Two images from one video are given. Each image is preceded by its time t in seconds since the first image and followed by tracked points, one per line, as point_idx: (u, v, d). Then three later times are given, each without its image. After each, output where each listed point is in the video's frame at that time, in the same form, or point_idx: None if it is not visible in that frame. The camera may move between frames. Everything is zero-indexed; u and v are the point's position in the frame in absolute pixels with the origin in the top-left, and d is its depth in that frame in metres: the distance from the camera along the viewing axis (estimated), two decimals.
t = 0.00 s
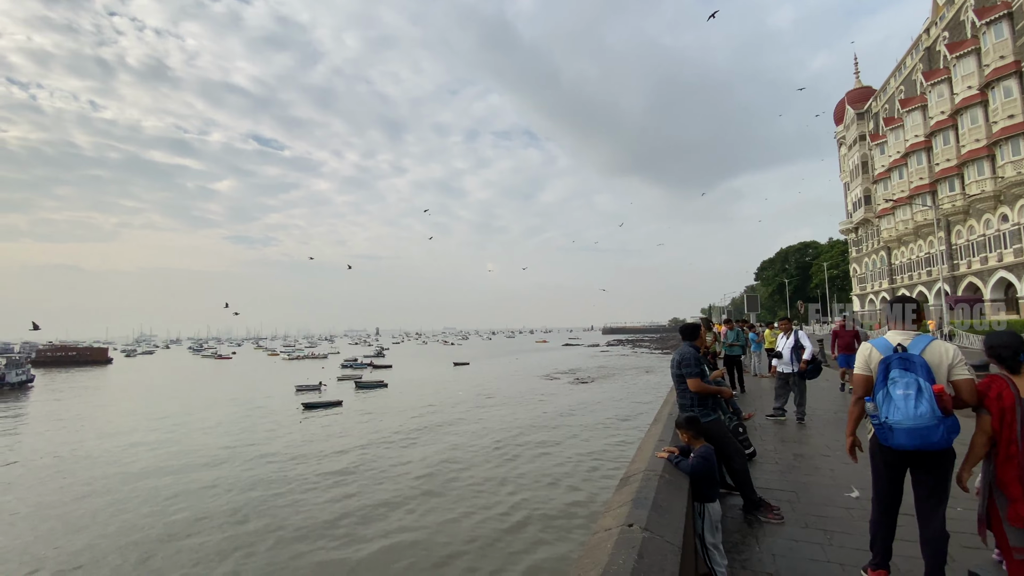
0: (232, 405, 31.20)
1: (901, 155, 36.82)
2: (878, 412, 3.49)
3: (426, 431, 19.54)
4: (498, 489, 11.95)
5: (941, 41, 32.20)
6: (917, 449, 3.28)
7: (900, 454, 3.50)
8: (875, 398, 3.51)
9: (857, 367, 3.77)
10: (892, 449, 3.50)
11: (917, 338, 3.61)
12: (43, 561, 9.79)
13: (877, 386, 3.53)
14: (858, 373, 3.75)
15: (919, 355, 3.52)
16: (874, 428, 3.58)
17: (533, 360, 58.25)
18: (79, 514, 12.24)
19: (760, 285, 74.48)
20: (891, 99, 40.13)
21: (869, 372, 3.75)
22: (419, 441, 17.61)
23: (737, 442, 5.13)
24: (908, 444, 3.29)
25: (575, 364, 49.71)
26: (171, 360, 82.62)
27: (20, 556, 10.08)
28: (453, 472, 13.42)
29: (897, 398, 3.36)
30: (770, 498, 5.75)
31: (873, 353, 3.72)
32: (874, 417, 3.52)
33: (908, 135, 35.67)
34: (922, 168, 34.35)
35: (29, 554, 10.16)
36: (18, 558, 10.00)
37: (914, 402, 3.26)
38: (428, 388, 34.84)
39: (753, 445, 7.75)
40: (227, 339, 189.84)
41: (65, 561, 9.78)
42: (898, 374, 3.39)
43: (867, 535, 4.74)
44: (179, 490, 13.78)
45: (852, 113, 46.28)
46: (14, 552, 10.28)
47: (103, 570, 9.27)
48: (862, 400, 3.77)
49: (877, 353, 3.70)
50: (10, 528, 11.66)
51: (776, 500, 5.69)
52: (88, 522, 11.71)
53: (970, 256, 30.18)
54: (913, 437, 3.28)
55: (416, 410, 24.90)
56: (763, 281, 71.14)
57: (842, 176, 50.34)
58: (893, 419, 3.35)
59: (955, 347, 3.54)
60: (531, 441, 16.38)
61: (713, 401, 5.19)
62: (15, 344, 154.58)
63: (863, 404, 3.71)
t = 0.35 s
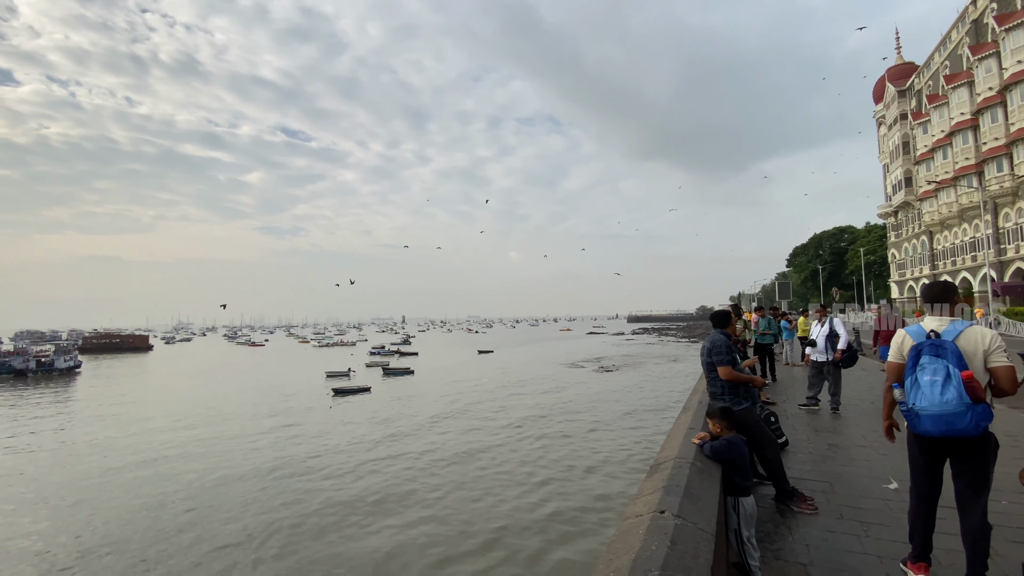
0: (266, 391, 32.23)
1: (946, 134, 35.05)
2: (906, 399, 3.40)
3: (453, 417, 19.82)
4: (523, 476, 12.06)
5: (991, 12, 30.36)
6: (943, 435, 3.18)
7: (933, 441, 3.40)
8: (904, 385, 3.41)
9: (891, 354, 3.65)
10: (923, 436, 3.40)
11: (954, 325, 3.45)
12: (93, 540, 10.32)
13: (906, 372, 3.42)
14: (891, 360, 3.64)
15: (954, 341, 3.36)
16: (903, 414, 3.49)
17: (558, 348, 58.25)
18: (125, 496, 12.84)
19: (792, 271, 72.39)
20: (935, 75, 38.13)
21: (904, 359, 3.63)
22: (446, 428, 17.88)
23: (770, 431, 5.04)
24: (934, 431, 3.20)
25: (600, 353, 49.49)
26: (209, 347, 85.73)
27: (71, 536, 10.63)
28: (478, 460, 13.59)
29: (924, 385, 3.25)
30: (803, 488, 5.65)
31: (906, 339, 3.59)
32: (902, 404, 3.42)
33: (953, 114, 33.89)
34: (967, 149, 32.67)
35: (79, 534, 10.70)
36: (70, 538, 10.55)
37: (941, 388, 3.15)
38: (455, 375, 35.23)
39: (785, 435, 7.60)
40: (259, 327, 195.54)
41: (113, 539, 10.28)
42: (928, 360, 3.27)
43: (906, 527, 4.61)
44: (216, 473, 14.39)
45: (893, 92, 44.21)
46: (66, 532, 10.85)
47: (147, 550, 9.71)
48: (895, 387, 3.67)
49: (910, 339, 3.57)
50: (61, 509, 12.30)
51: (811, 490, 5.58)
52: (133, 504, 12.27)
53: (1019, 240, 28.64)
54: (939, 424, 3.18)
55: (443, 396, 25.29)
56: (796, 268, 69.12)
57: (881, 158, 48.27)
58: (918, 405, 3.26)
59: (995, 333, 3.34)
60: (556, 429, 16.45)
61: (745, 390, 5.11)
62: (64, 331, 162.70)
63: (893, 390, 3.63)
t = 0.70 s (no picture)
0: (297, 378, 33.19)
1: (996, 113, 33.14)
2: (942, 388, 3.31)
3: (479, 406, 20.04)
4: (549, 466, 12.15)
5: None
6: (976, 425, 3.09)
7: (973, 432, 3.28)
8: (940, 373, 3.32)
9: (934, 343, 3.55)
10: (961, 427, 3.30)
11: (999, 313, 3.29)
12: (138, 517, 10.85)
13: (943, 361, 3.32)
14: (933, 348, 3.55)
15: (994, 329, 3.22)
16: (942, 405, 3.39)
17: (583, 337, 58.06)
18: (167, 477, 13.46)
19: (826, 259, 70.06)
20: (985, 50, 36.05)
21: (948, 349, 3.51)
22: (472, 416, 18.10)
23: (805, 422, 4.93)
24: (966, 420, 3.12)
25: (626, 342, 49.08)
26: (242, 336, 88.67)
27: (118, 513, 11.20)
28: (504, 449, 13.75)
29: (958, 373, 3.16)
30: (839, 480, 5.53)
31: (949, 328, 3.46)
32: (939, 393, 3.34)
33: (1004, 91, 32.01)
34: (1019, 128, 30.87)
35: (126, 511, 11.26)
36: (118, 514, 11.12)
37: (973, 376, 3.06)
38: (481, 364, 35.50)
39: (820, 426, 7.43)
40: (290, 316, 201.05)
41: (156, 517, 10.79)
42: (964, 349, 3.17)
43: (947, 521, 4.47)
44: (251, 457, 14.96)
45: (938, 69, 41.99)
46: (114, 509, 11.44)
47: (188, 527, 10.16)
48: (936, 376, 3.56)
49: (953, 329, 3.44)
50: (109, 488, 12.97)
51: (846, 482, 5.46)
52: (175, 484, 12.86)
53: None
54: (970, 413, 3.09)
55: (469, 385, 25.56)
56: (831, 255, 66.84)
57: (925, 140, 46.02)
58: (951, 394, 3.18)
59: None
60: (582, 418, 16.45)
61: (780, 380, 5.00)
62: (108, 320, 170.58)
63: (934, 380, 3.52)
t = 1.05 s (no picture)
0: (328, 367, 34.04)
1: None
2: (991, 381, 3.18)
3: (505, 396, 20.20)
4: (575, 457, 12.20)
5: None
6: None
7: None
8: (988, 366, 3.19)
9: (984, 335, 3.40)
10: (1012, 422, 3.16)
11: None
12: (182, 499, 11.36)
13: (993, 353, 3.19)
14: (983, 340, 3.41)
15: None
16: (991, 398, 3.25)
17: (609, 328, 57.72)
18: (207, 462, 14.06)
19: (864, 247, 67.51)
20: None
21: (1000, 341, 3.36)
22: (498, 406, 18.28)
23: (843, 415, 4.81)
24: (1016, 414, 2.98)
25: (653, 333, 48.56)
26: (275, 326, 91.43)
27: (163, 495, 11.74)
28: (530, 439, 13.86)
29: (1008, 366, 3.03)
30: (877, 475, 5.39)
31: (1001, 319, 3.31)
32: (987, 386, 3.21)
33: None
34: None
35: (169, 494, 11.78)
36: (162, 496, 11.64)
37: None
38: (506, 354, 35.71)
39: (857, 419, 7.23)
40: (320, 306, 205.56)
41: (199, 499, 11.27)
42: (1015, 341, 3.03)
43: (994, 518, 4.31)
44: (286, 442, 15.49)
45: (986, 45, 39.68)
46: (159, 491, 11.98)
47: (228, 510, 10.56)
48: (987, 369, 3.41)
49: (1005, 320, 3.29)
50: (154, 471, 13.58)
51: (886, 477, 5.32)
52: (214, 468, 13.43)
53: None
54: (1021, 408, 2.95)
55: (495, 375, 25.79)
56: (868, 243, 64.38)
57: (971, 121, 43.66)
58: (1000, 388, 3.05)
59: None
60: (609, 410, 16.41)
61: (817, 371, 4.88)
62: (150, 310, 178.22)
63: (983, 373, 3.38)
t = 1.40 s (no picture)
0: (358, 357, 34.81)
1: None
2: None
3: (532, 387, 20.26)
4: (602, 451, 12.16)
5: None
6: None
7: None
8: None
9: None
10: None
11: None
12: (220, 484, 11.78)
13: None
14: None
15: None
16: None
17: (636, 319, 57.19)
18: (244, 449, 14.55)
19: (906, 236, 64.80)
20: None
21: None
22: (524, 398, 18.36)
23: (884, 408, 4.67)
24: None
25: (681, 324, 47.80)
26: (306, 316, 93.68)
27: (202, 480, 12.20)
28: (557, 432, 13.88)
29: None
30: (919, 471, 5.22)
31: None
32: None
33: None
34: None
35: (208, 479, 12.24)
36: (203, 481, 12.12)
37: None
38: (532, 345, 35.75)
39: (898, 414, 6.99)
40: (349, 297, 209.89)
41: (236, 485, 11.67)
42: None
43: None
44: (318, 431, 15.90)
45: None
46: (200, 476, 12.49)
47: (264, 495, 10.93)
48: None
49: None
50: (195, 457, 14.16)
51: (928, 473, 5.14)
52: (250, 455, 13.89)
53: None
54: None
55: (521, 366, 25.88)
56: (910, 232, 61.74)
57: None
58: None
59: None
60: (636, 402, 16.28)
61: (855, 364, 4.74)
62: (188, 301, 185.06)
63: None
